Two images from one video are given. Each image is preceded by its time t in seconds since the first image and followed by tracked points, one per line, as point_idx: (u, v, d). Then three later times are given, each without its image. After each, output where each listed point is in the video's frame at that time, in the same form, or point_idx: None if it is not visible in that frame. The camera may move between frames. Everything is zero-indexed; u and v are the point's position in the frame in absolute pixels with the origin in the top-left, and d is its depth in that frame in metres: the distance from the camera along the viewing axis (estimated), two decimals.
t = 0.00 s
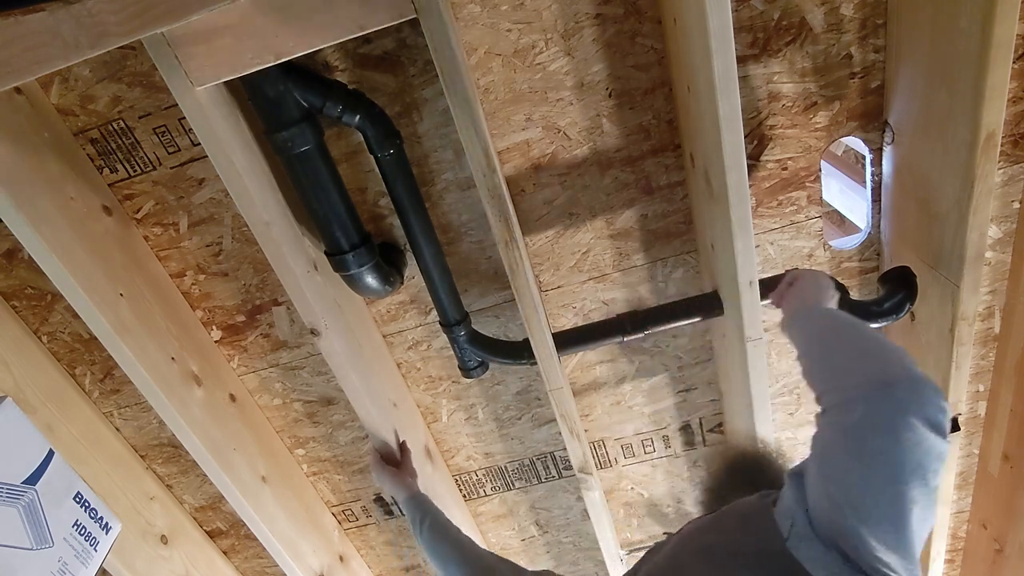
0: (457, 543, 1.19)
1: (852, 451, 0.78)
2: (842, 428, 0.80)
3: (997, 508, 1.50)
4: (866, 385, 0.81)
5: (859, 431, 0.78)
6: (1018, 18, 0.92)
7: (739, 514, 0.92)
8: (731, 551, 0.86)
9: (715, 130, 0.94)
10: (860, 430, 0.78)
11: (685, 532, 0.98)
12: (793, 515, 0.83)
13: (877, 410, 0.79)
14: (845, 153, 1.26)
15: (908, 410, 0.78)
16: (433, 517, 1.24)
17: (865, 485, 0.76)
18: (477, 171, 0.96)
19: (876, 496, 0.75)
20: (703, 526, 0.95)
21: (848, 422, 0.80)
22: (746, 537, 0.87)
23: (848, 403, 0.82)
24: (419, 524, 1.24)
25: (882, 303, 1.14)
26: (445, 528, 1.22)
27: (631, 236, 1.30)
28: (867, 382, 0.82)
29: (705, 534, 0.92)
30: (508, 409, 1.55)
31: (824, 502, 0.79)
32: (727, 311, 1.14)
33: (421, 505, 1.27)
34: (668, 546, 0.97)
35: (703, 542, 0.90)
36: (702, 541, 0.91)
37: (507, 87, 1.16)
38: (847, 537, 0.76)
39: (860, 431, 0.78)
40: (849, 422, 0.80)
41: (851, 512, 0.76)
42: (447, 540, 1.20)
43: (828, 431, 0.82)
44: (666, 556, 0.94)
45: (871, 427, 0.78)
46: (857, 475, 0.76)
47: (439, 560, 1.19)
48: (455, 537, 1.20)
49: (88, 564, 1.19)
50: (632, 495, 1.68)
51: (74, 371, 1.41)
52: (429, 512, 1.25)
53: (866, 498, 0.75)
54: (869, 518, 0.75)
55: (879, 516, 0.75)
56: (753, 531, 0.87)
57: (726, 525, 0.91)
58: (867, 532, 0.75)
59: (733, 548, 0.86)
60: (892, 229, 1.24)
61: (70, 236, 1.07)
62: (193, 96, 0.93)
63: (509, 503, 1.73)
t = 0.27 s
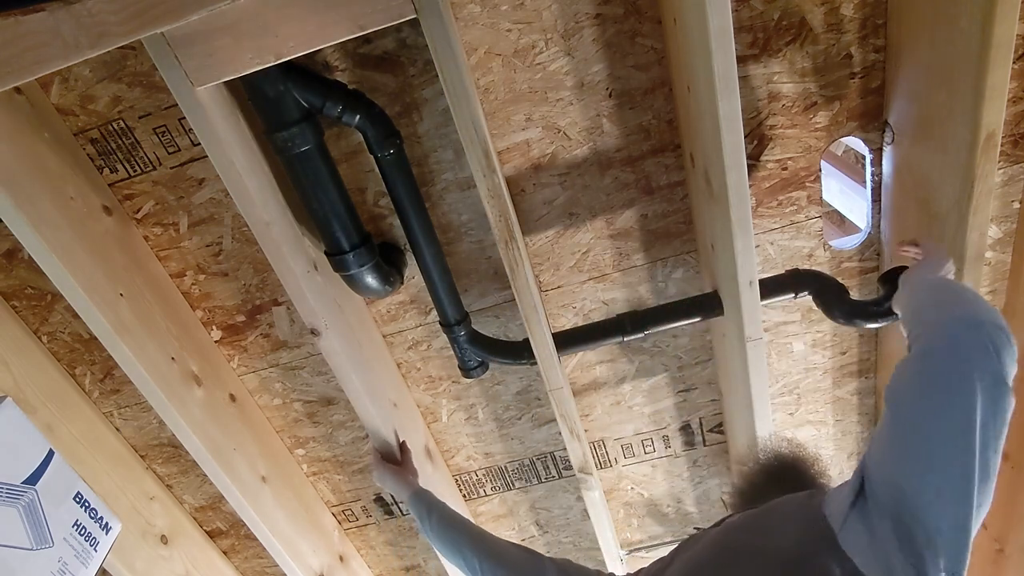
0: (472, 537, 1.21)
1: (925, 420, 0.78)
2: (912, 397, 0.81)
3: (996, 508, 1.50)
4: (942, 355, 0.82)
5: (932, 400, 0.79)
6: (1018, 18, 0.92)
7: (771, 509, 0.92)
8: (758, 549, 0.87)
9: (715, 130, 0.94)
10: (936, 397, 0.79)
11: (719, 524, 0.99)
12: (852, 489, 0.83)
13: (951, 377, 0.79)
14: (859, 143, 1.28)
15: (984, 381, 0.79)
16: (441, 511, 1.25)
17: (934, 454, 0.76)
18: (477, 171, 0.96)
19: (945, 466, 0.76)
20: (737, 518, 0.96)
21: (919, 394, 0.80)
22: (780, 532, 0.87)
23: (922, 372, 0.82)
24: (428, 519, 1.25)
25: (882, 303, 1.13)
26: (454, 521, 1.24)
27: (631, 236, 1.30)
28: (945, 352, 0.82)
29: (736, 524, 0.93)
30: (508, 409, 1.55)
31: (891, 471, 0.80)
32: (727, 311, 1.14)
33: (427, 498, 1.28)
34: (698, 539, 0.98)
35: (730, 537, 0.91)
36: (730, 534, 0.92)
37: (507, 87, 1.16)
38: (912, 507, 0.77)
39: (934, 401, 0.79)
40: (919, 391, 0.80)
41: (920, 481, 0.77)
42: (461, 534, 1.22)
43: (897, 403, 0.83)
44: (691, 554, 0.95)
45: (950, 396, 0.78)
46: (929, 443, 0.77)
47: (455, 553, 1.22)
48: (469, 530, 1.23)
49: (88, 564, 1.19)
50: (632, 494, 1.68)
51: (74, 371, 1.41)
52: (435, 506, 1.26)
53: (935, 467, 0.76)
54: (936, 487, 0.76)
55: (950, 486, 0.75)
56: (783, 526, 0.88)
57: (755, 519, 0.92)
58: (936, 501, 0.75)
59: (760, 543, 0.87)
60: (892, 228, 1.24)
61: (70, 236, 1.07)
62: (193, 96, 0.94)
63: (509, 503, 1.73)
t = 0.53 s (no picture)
0: (475, 534, 1.22)
1: (928, 410, 0.81)
2: (916, 386, 0.83)
3: (996, 507, 1.50)
4: (944, 344, 0.84)
5: (933, 389, 0.82)
6: (1017, 19, 0.92)
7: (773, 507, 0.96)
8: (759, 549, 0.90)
9: (715, 130, 0.94)
10: (935, 387, 0.81)
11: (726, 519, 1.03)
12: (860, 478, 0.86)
13: (950, 368, 0.82)
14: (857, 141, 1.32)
15: (981, 368, 0.81)
16: (443, 509, 1.25)
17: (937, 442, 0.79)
18: (477, 171, 0.96)
19: (945, 453, 0.79)
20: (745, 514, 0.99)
21: (921, 385, 0.83)
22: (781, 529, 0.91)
23: (925, 361, 0.85)
24: (429, 517, 1.25)
25: (882, 303, 1.13)
26: (456, 519, 1.24)
27: (631, 236, 1.30)
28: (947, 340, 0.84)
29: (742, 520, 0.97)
30: (508, 409, 1.55)
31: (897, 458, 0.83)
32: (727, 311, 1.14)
33: (427, 496, 1.28)
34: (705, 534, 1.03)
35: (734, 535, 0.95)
36: (733, 533, 0.96)
37: (507, 87, 1.16)
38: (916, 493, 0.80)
39: (934, 391, 0.81)
40: (922, 380, 0.83)
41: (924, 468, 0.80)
42: (464, 532, 1.23)
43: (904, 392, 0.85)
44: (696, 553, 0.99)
45: (948, 386, 0.81)
46: (930, 432, 0.80)
47: (457, 552, 1.22)
48: (472, 527, 1.24)
49: (88, 564, 1.19)
50: (632, 494, 1.68)
51: (74, 371, 1.41)
52: (436, 505, 1.26)
53: (937, 455, 0.79)
54: (939, 474, 0.79)
55: (951, 472, 0.78)
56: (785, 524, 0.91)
57: (758, 518, 0.95)
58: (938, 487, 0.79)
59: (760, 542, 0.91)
60: (892, 228, 1.24)
61: (70, 236, 1.07)
62: (193, 96, 0.94)
63: (509, 503, 1.73)
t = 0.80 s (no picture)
0: (476, 533, 1.23)
1: (925, 404, 0.86)
2: (914, 383, 0.89)
3: (995, 507, 1.50)
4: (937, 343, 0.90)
5: (929, 385, 0.87)
6: (1017, 18, 0.92)
7: (772, 506, 0.98)
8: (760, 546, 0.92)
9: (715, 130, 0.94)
10: (932, 383, 0.87)
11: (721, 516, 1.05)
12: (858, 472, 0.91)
13: (945, 364, 0.88)
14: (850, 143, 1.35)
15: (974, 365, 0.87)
16: (444, 509, 1.26)
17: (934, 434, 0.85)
18: (477, 171, 0.96)
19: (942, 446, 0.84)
20: (740, 511, 1.01)
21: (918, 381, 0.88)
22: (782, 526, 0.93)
23: (920, 359, 0.90)
24: (430, 517, 1.25)
25: (882, 303, 1.13)
26: (457, 519, 1.25)
27: (631, 236, 1.30)
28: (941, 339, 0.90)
29: (740, 518, 0.99)
30: (508, 409, 1.55)
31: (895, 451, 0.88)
32: (727, 311, 1.14)
33: (427, 497, 1.28)
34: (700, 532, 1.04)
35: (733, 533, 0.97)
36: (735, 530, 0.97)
37: (507, 87, 1.16)
38: (914, 484, 0.84)
39: (931, 386, 0.87)
40: (919, 377, 0.89)
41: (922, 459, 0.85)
42: (465, 531, 1.23)
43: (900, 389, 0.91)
44: (695, 549, 1.00)
45: (944, 381, 0.86)
46: (927, 425, 0.85)
47: (458, 552, 1.22)
48: (473, 527, 1.24)
49: (88, 564, 1.19)
50: (632, 494, 1.68)
51: (74, 371, 1.41)
52: (436, 505, 1.26)
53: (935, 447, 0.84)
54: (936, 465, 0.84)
55: (946, 463, 0.83)
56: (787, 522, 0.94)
57: (759, 515, 0.97)
58: (936, 477, 0.83)
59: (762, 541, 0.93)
60: (892, 228, 1.24)
61: (70, 236, 1.07)
62: (193, 96, 0.94)
63: (509, 504, 1.73)
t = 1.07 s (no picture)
0: (479, 527, 1.22)
1: (922, 400, 0.77)
2: (910, 376, 0.79)
3: (996, 507, 1.50)
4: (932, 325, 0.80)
5: (925, 376, 0.78)
6: (1017, 18, 0.92)
7: (773, 502, 0.95)
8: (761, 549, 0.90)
9: (715, 130, 0.94)
10: (928, 375, 0.78)
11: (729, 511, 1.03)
12: (861, 470, 0.84)
13: (941, 351, 0.78)
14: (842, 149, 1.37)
15: (975, 349, 0.77)
16: (445, 506, 1.26)
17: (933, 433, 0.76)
18: (477, 171, 0.96)
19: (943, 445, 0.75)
20: (746, 506, 0.99)
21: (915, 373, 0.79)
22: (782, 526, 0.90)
23: (914, 346, 0.81)
24: (432, 514, 1.25)
25: (881, 303, 1.15)
26: (459, 514, 1.24)
27: (631, 236, 1.30)
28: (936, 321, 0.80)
29: (744, 515, 0.97)
30: (508, 409, 1.55)
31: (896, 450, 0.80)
32: (726, 311, 1.14)
33: (429, 494, 1.28)
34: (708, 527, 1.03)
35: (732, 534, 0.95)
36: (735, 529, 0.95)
37: (507, 87, 1.16)
38: (918, 487, 0.77)
39: (928, 378, 0.78)
40: (915, 367, 0.79)
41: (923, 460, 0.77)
42: (468, 526, 1.22)
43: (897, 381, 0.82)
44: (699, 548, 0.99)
45: (941, 373, 0.77)
46: (926, 423, 0.77)
47: (463, 547, 1.22)
48: (475, 521, 1.23)
49: (88, 564, 1.19)
50: (632, 494, 1.68)
51: (74, 371, 1.41)
52: (438, 501, 1.26)
53: (936, 447, 0.76)
54: (940, 465, 0.76)
55: (951, 463, 0.75)
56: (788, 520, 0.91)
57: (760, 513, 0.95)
58: (939, 480, 0.75)
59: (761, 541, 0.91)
60: (892, 228, 1.24)
61: (70, 236, 1.07)
62: (193, 96, 0.94)
63: (509, 504, 1.73)
